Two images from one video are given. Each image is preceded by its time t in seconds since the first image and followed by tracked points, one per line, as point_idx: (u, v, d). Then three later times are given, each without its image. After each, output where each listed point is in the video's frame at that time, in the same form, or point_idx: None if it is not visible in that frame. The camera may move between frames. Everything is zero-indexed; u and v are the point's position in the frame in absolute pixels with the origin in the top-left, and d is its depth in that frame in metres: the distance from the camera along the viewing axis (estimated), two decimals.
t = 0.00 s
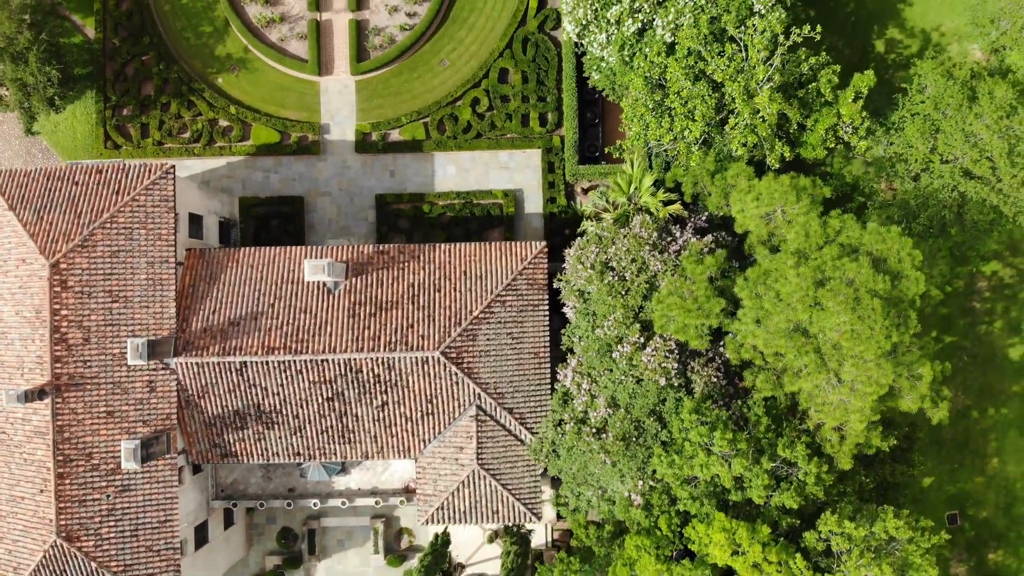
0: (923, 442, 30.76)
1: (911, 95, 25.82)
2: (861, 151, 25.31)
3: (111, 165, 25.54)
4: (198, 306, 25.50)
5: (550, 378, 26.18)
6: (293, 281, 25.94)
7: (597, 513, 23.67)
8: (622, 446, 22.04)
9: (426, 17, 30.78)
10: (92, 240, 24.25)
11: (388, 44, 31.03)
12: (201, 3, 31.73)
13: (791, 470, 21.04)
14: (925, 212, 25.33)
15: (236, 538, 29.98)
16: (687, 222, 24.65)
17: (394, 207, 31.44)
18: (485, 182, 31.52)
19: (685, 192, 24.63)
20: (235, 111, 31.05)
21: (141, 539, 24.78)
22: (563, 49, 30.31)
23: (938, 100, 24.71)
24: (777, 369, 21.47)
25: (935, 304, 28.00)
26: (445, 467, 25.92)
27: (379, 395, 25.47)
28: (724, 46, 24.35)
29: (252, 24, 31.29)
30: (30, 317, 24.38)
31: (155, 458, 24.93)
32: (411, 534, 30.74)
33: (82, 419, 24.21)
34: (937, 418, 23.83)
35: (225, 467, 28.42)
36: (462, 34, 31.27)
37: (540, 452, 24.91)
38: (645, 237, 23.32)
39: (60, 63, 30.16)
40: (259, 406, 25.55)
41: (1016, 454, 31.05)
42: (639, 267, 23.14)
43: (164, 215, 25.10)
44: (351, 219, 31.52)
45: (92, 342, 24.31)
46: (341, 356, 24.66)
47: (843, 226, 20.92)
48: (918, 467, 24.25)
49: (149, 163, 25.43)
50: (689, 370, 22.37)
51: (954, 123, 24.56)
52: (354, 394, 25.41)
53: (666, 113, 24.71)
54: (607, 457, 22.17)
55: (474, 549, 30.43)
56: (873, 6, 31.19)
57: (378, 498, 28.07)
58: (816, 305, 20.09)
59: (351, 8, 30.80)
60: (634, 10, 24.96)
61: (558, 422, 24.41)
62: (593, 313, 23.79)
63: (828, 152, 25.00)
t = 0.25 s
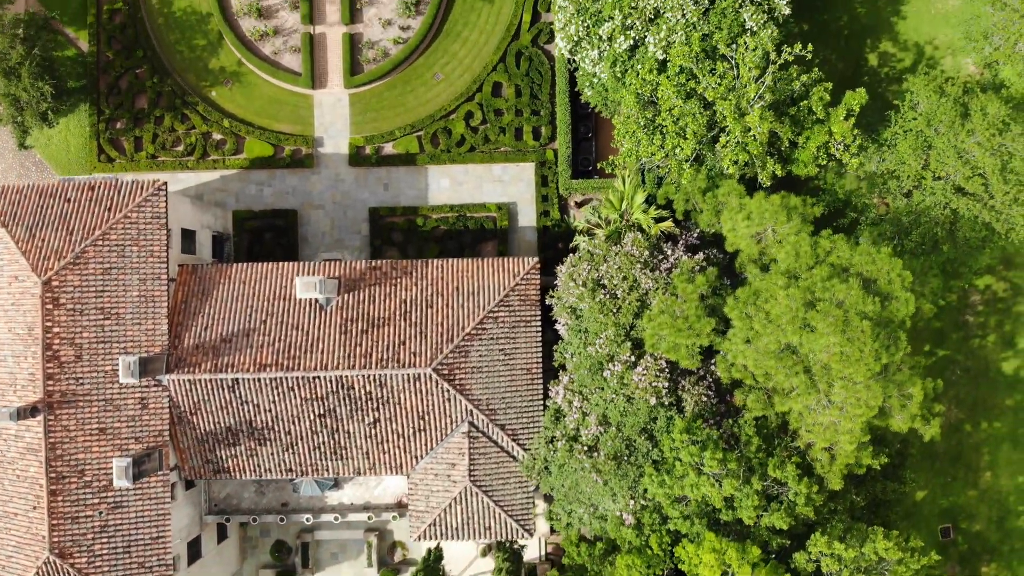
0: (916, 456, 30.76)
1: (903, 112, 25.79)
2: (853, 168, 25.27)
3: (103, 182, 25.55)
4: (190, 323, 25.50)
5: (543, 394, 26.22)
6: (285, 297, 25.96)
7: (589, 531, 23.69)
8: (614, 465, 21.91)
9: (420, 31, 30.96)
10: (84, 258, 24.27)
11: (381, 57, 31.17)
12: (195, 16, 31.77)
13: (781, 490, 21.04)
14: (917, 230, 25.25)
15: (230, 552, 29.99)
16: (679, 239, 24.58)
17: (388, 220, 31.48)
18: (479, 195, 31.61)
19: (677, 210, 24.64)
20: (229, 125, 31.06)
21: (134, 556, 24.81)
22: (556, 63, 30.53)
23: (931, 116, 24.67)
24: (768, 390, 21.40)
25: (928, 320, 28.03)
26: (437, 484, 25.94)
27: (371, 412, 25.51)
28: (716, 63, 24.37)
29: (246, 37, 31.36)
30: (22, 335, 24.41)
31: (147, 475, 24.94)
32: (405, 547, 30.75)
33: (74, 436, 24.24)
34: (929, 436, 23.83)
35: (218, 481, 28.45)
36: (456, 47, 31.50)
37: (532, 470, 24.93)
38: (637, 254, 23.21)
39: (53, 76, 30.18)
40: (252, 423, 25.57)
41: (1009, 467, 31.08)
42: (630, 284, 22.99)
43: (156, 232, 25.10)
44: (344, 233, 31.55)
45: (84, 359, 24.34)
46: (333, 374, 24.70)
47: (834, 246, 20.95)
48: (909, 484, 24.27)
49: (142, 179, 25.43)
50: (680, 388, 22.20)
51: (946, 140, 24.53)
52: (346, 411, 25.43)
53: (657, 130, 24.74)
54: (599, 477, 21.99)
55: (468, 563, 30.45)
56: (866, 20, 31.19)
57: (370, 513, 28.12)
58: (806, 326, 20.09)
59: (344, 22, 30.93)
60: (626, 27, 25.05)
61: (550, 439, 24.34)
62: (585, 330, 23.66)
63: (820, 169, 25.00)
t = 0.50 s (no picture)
0: (915, 467, 30.74)
1: (902, 124, 25.75)
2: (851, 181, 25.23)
3: (101, 195, 25.52)
4: (188, 335, 25.48)
5: (541, 406, 26.24)
6: (283, 309, 25.95)
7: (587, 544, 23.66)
8: (612, 481, 21.94)
9: (418, 41, 31.04)
10: (82, 271, 24.26)
11: (380, 67, 31.22)
12: (193, 26, 31.79)
13: (779, 505, 21.03)
14: (916, 244, 25.28)
15: (228, 562, 29.99)
16: (677, 252, 24.54)
17: (386, 230, 31.50)
18: (477, 205, 31.63)
19: (675, 222, 24.62)
20: (228, 135, 31.03)
21: (133, 569, 24.82)
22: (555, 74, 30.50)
23: (930, 129, 24.63)
24: (766, 405, 21.41)
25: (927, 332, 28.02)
26: (436, 496, 25.94)
27: (369, 425, 25.51)
28: (714, 76, 24.38)
29: (244, 47, 31.41)
30: (20, 348, 24.43)
31: (146, 488, 24.93)
32: (403, 557, 30.73)
33: (72, 449, 24.25)
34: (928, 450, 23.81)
35: (216, 493, 28.46)
36: (454, 57, 31.54)
37: (531, 483, 24.95)
38: (635, 268, 23.17)
39: (51, 87, 30.18)
40: (250, 435, 25.56)
41: (1008, 478, 31.07)
42: (628, 298, 22.97)
43: (155, 245, 25.08)
44: (343, 243, 31.57)
45: (82, 372, 24.33)
46: (330, 387, 24.69)
47: (832, 261, 20.92)
48: (907, 498, 24.26)
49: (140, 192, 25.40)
50: (677, 403, 22.20)
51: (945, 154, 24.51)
52: (344, 423, 25.43)
53: (656, 144, 24.72)
54: (597, 491, 22.07)
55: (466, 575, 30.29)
56: (865, 30, 31.18)
57: (368, 525, 28.16)
58: (804, 343, 20.07)
59: (343, 32, 31.05)
60: (624, 40, 25.10)
61: (549, 452, 24.37)
62: (583, 343, 23.65)
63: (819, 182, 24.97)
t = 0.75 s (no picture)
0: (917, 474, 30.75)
1: (905, 134, 25.72)
2: (855, 191, 25.21)
3: (104, 204, 25.48)
4: (191, 345, 25.47)
5: (544, 415, 26.25)
6: (286, 318, 25.95)
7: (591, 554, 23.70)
8: (616, 491, 21.95)
9: (420, 48, 31.04)
10: (85, 281, 24.24)
11: (382, 75, 31.24)
12: (195, 33, 31.79)
13: (782, 516, 21.05)
14: (918, 254, 25.29)
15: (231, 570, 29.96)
16: (680, 261, 24.48)
17: (389, 238, 31.53)
18: (480, 213, 31.63)
19: (678, 232, 24.59)
20: (230, 142, 31.03)
21: None
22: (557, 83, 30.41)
23: (933, 138, 24.60)
24: (769, 416, 21.45)
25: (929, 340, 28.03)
26: (439, 506, 25.94)
27: (372, 434, 25.51)
28: (718, 86, 24.37)
29: (246, 55, 31.42)
30: (23, 358, 24.48)
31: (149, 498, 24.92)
32: (405, 564, 30.69)
33: (76, 459, 24.26)
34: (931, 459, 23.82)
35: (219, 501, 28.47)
36: (457, 65, 31.53)
37: (534, 492, 24.98)
38: (638, 279, 23.17)
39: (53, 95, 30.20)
40: (253, 445, 25.57)
41: (1010, 485, 31.07)
42: (632, 309, 22.97)
43: (158, 255, 25.07)
44: (345, 250, 31.63)
45: (84, 382, 24.32)
46: (333, 396, 24.69)
47: (836, 273, 20.93)
48: (911, 507, 24.27)
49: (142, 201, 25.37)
50: (681, 414, 22.21)
51: (948, 163, 24.55)
52: (347, 432, 25.43)
53: (659, 153, 24.71)
54: (601, 502, 22.09)
55: None
56: (868, 37, 31.16)
57: (371, 533, 28.16)
58: (808, 356, 20.07)
59: (345, 39, 31.07)
60: (627, 49, 25.11)
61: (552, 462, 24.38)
62: (586, 353, 23.59)
63: (822, 192, 24.95)
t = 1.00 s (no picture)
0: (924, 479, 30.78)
1: (914, 140, 25.71)
2: (863, 197, 25.24)
3: (113, 211, 25.46)
4: (200, 351, 25.46)
5: (553, 421, 26.26)
6: (296, 325, 25.96)
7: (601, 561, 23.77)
8: (626, 499, 21.97)
9: (428, 54, 31.03)
10: (94, 288, 24.22)
11: (390, 80, 31.23)
12: (202, 37, 31.77)
13: (794, 524, 21.06)
14: (928, 260, 25.28)
15: None
16: (690, 267, 24.40)
17: (396, 243, 31.57)
18: (487, 218, 31.62)
19: (687, 239, 24.63)
20: (237, 147, 31.03)
21: None
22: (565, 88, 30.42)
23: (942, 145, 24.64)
24: (781, 424, 21.44)
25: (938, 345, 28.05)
26: (448, 512, 25.94)
27: (382, 441, 25.52)
28: (728, 93, 24.35)
29: (253, 60, 31.41)
30: (33, 364, 24.50)
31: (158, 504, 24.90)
32: (413, 570, 30.61)
33: (85, 465, 24.25)
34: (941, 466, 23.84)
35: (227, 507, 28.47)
36: (464, 70, 31.51)
37: (544, 499, 24.96)
38: (648, 285, 23.11)
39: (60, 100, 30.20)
40: (262, 451, 25.57)
41: (1017, 490, 31.11)
42: (642, 316, 22.95)
43: (167, 261, 25.05)
44: (353, 255, 31.68)
45: (94, 389, 24.31)
46: (343, 403, 24.68)
47: (847, 281, 20.97)
48: (920, 514, 24.29)
49: (151, 208, 25.33)
50: (692, 422, 22.26)
51: (958, 170, 24.57)
52: (356, 439, 25.44)
53: (668, 160, 24.69)
54: (612, 510, 22.07)
55: None
56: (876, 42, 31.18)
57: (380, 539, 28.15)
58: (820, 365, 20.14)
59: (352, 44, 31.06)
60: (636, 56, 25.11)
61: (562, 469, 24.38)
62: (596, 359, 23.57)
63: (831, 199, 24.96)
